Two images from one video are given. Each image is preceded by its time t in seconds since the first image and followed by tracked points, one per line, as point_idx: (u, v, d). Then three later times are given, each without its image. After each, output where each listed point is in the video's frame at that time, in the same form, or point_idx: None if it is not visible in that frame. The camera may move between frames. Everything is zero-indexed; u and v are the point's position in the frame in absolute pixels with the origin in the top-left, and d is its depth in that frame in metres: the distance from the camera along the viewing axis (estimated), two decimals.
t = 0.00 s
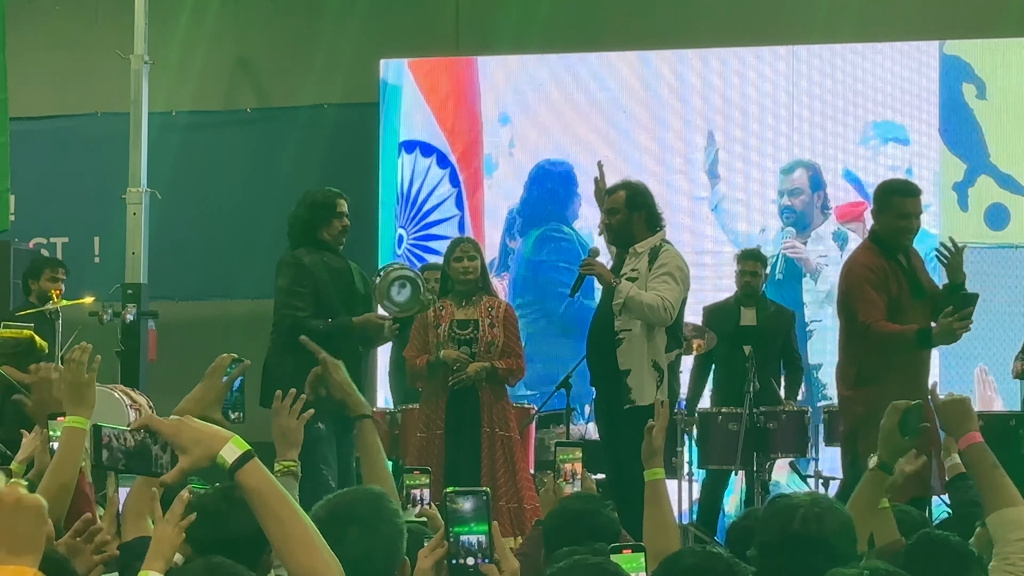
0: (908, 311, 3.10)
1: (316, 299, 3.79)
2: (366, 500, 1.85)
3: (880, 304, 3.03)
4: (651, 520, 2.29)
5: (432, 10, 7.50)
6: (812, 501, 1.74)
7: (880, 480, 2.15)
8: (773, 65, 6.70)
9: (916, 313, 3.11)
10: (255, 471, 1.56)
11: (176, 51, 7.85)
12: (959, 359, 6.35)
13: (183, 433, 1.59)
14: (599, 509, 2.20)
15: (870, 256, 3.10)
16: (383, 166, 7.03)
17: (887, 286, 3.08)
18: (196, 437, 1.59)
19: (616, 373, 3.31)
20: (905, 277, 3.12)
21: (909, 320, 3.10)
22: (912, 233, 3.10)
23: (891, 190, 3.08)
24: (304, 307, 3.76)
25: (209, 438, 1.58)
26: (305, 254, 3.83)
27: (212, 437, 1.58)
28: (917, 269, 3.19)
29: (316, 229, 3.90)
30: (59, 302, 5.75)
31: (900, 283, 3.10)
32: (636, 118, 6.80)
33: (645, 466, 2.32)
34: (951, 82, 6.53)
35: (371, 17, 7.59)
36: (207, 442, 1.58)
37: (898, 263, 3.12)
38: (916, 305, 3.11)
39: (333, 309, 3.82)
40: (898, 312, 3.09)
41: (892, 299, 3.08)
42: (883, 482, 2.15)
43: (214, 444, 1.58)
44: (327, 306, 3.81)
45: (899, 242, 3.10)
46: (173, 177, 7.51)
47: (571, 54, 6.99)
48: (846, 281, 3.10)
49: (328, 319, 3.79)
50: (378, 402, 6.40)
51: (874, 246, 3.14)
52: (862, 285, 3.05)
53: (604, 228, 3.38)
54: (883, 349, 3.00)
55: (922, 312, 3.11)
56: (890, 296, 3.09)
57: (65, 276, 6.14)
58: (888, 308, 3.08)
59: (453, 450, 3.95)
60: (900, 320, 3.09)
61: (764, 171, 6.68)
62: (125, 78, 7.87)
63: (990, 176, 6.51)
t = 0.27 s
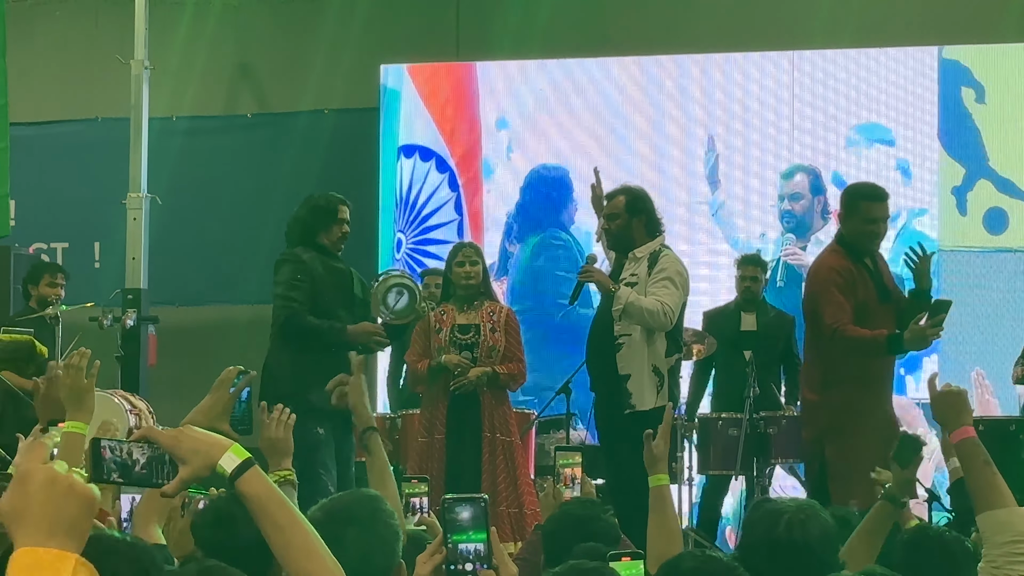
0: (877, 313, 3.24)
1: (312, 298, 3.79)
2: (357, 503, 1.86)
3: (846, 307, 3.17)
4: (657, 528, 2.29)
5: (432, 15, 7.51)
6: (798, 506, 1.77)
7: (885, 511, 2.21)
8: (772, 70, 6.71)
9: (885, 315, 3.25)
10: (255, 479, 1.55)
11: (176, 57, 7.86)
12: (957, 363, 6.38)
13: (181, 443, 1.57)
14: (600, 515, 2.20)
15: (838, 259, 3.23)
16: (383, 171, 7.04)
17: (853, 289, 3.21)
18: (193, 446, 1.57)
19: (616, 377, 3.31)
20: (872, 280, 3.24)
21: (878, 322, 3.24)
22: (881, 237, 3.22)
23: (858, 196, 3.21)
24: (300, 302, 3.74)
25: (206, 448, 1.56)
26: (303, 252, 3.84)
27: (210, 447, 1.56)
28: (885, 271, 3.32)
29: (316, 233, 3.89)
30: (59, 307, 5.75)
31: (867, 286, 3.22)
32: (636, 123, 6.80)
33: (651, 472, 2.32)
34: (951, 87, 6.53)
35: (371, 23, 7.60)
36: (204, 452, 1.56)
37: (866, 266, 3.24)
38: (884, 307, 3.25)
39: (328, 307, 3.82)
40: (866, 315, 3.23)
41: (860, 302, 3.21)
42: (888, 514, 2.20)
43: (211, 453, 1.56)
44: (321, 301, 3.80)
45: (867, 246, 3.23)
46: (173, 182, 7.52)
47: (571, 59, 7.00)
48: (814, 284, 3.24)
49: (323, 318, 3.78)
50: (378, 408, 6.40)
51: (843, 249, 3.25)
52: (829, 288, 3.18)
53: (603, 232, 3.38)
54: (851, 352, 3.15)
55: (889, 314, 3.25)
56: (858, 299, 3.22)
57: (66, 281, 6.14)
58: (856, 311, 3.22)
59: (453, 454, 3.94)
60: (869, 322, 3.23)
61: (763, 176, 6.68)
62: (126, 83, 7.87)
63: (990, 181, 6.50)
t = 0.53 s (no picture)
0: (854, 316, 3.11)
1: (311, 305, 3.79)
2: (352, 505, 1.87)
3: (822, 310, 3.04)
4: (666, 536, 2.38)
5: (432, 19, 7.52)
6: (792, 511, 1.79)
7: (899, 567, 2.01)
8: (772, 73, 6.71)
9: (863, 319, 3.12)
10: (260, 482, 1.53)
11: (177, 60, 7.87)
12: (954, 368, 6.39)
13: (190, 443, 1.54)
14: (598, 518, 2.19)
15: (813, 260, 3.10)
16: (383, 173, 7.04)
17: (830, 291, 3.09)
18: (200, 445, 1.54)
19: (610, 382, 3.32)
20: (849, 280, 3.12)
21: (855, 325, 3.11)
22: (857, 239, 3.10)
23: (834, 196, 3.09)
24: (298, 311, 3.76)
25: (213, 447, 1.54)
26: (301, 258, 3.84)
27: (216, 448, 1.54)
28: (862, 273, 3.20)
29: (316, 237, 3.89)
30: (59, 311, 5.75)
31: (844, 287, 3.10)
32: (636, 126, 6.81)
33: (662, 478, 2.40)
34: (951, 90, 6.54)
35: (371, 27, 7.61)
36: (210, 453, 1.53)
37: (842, 268, 3.12)
38: (861, 310, 3.12)
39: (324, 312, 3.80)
40: (842, 317, 3.10)
41: (836, 305, 3.09)
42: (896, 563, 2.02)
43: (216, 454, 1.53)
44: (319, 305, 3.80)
45: (844, 247, 3.10)
46: (173, 185, 7.52)
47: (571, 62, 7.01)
48: (789, 286, 3.11)
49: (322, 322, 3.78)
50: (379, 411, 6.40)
51: (819, 251, 3.13)
52: (805, 291, 3.06)
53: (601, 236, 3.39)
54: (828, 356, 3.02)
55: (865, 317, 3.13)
56: (834, 302, 3.09)
57: (66, 284, 6.13)
58: (831, 314, 3.09)
59: (454, 456, 3.95)
60: (845, 325, 3.10)
61: (763, 178, 6.67)
62: (126, 87, 7.88)
63: (990, 183, 6.51)
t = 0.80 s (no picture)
0: (841, 319, 3.01)
1: (313, 311, 3.77)
2: (334, 504, 1.77)
3: (806, 314, 2.94)
4: (673, 538, 2.42)
5: (433, 21, 7.52)
6: (805, 511, 1.72)
7: None
8: (773, 75, 6.71)
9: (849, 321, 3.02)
10: (273, 482, 1.51)
11: (178, 63, 7.87)
12: (957, 370, 6.38)
13: (212, 441, 1.56)
14: (598, 519, 2.19)
15: (797, 261, 2.99)
16: (384, 176, 7.05)
17: (814, 293, 2.98)
18: (220, 442, 1.55)
19: (604, 386, 3.31)
20: (834, 281, 3.01)
21: (842, 328, 3.01)
22: (843, 241, 2.99)
23: (823, 197, 2.98)
24: (301, 315, 3.74)
25: (233, 445, 1.55)
26: (302, 262, 3.82)
27: (234, 446, 1.54)
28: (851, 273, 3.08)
29: (314, 240, 3.88)
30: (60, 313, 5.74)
31: (829, 289, 2.99)
32: (636, 128, 6.81)
33: (667, 483, 2.46)
34: (952, 92, 6.54)
35: (372, 29, 7.61)
36: (229, 451, 1.54)
37: (829, 269, 3.01)
38: (847, 312, 3.02)
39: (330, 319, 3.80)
40: (828, 320, 3.00)
41: (823, 307, 2.99)
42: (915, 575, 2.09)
43: (234, 453, 1.54)
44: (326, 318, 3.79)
45: (831, 249, 2.99)
46: (174, 187, 7.52)
47: (572, 64, 7.01)
48: (775, 289, 3.00)
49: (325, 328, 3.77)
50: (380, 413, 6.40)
51: (804, 252, 3.02)
52: (788, 295, 2.95)
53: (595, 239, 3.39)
54: (814, 361, 2.92)
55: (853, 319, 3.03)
56: (820, 302, 2.99)
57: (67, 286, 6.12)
58: (815, 317, 2.99)
59: (458, 459, 3.96)
60: (831, 328, 3.00)
61: (763, 180, 6.67)
62: (127, 89, 7.88)
63: (990, 186, 6.52)
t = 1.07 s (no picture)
0: (831, 321, 3.15)
1: (313, 305, 3.84)
2: (324, 504, 1.83)
3: (793, 318, 3.10)
4: (681, 541, 2.48)
5: (434, 23, 7.51)
6: (840, 512, 1.91)
7: None
8: (774, 77, 6.71)
9: (840, 322, 3.16)
10: (293, 475, 1.61)
11: (179, 65, 7.86)
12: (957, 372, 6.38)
13: (249, 420, 1.64)
14: (599, 523, 2.18)
15: (786, 266, 3.14)
16: (385, 177, 7.05)
17: (802, 297, 3.13)
18: (252, 424, 1.64)
19: (587, 386, 3.58)
20: (825, 286, 3.14)
21: (833, 329, 3.15)
22: (832, 243, 3.13)
23: (810, 201, 3.14)
24: (301, 309, 3.80)
25: (266, 429, 1.63)
26: (305, 260, 3.91)
27: (264, 433, 1.63)
28: (843, 275, 3.20)
29: (319, 240, 3.95)
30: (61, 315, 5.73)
31: (818, 293, 3.13)
32: (637, 130, 6.80)
33: (677, 488, 2.52)
34: (953, 94, 6.53)
35: (374, 31, 7.61)
36: (259, 434, 1.63)
37: (819, 271, 3.15)
38: (837, 314, 3.16)
39: (330, 315, 3.86)
40: (817, 322, 3.15)
41: (811, 310, 3.14)
42: None
43: (263, 437, 1.63)
44: (325, 310, 3.85)
45: (820, 251, 3.13)
46: (174, 189, 7.51)
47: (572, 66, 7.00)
48: (764, 293, 3.15)
49: (324, 323, 3.83)
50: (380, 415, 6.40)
51: (795, 256, 3.17)
52: (776, 300, 3.10)
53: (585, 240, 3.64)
54: (797, 364, 3.09)
55: (844, 320, 3.16)
56: (808, 306, 3.14)
57: (69, 288, 6.11)
58: (804, 320, 3.15)
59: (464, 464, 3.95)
60: (819, 331, 3.15)
61: (763, 182, 6.66)
62: (128, 90, 7.87)
63: (991, 188, 6.50)
